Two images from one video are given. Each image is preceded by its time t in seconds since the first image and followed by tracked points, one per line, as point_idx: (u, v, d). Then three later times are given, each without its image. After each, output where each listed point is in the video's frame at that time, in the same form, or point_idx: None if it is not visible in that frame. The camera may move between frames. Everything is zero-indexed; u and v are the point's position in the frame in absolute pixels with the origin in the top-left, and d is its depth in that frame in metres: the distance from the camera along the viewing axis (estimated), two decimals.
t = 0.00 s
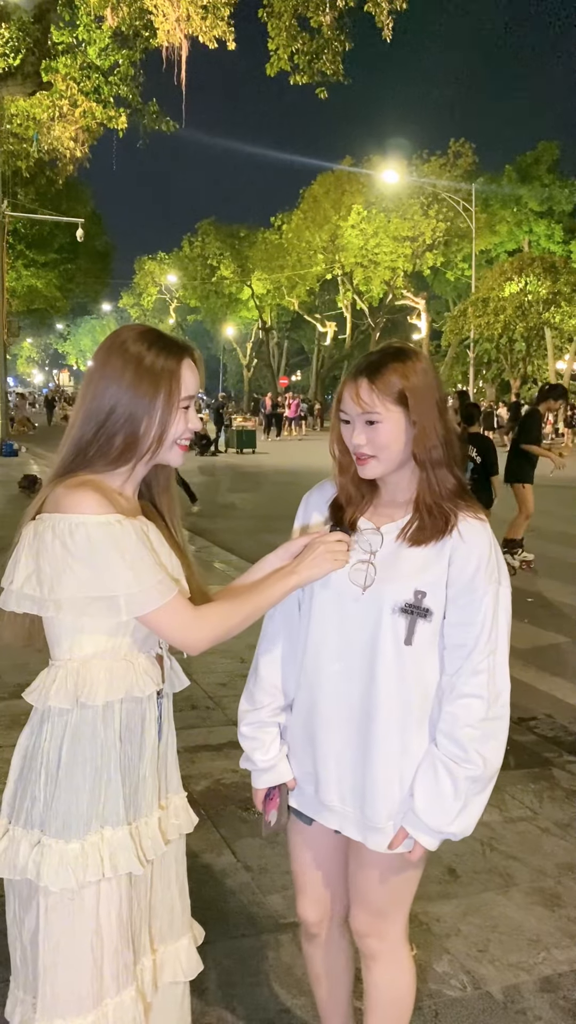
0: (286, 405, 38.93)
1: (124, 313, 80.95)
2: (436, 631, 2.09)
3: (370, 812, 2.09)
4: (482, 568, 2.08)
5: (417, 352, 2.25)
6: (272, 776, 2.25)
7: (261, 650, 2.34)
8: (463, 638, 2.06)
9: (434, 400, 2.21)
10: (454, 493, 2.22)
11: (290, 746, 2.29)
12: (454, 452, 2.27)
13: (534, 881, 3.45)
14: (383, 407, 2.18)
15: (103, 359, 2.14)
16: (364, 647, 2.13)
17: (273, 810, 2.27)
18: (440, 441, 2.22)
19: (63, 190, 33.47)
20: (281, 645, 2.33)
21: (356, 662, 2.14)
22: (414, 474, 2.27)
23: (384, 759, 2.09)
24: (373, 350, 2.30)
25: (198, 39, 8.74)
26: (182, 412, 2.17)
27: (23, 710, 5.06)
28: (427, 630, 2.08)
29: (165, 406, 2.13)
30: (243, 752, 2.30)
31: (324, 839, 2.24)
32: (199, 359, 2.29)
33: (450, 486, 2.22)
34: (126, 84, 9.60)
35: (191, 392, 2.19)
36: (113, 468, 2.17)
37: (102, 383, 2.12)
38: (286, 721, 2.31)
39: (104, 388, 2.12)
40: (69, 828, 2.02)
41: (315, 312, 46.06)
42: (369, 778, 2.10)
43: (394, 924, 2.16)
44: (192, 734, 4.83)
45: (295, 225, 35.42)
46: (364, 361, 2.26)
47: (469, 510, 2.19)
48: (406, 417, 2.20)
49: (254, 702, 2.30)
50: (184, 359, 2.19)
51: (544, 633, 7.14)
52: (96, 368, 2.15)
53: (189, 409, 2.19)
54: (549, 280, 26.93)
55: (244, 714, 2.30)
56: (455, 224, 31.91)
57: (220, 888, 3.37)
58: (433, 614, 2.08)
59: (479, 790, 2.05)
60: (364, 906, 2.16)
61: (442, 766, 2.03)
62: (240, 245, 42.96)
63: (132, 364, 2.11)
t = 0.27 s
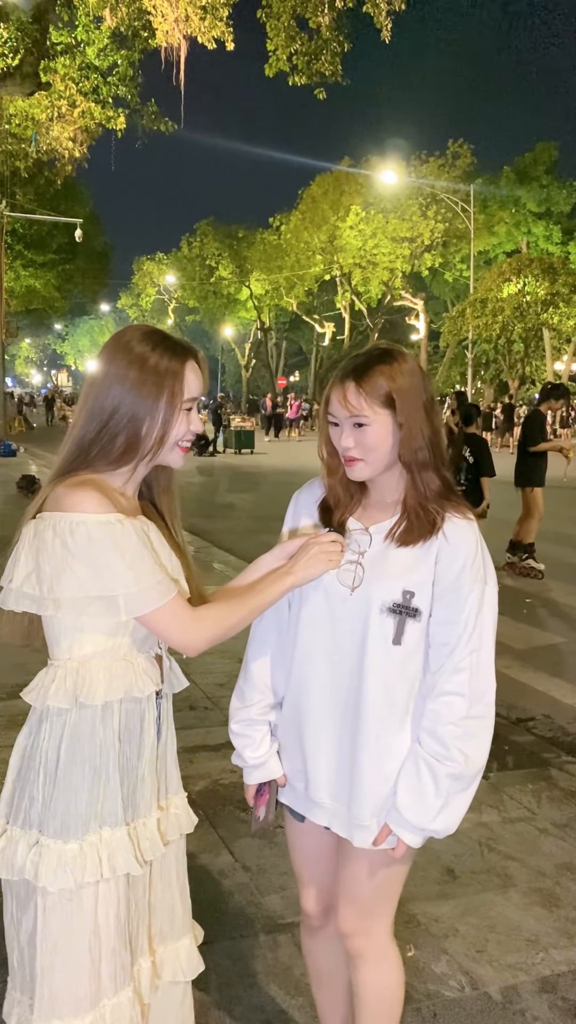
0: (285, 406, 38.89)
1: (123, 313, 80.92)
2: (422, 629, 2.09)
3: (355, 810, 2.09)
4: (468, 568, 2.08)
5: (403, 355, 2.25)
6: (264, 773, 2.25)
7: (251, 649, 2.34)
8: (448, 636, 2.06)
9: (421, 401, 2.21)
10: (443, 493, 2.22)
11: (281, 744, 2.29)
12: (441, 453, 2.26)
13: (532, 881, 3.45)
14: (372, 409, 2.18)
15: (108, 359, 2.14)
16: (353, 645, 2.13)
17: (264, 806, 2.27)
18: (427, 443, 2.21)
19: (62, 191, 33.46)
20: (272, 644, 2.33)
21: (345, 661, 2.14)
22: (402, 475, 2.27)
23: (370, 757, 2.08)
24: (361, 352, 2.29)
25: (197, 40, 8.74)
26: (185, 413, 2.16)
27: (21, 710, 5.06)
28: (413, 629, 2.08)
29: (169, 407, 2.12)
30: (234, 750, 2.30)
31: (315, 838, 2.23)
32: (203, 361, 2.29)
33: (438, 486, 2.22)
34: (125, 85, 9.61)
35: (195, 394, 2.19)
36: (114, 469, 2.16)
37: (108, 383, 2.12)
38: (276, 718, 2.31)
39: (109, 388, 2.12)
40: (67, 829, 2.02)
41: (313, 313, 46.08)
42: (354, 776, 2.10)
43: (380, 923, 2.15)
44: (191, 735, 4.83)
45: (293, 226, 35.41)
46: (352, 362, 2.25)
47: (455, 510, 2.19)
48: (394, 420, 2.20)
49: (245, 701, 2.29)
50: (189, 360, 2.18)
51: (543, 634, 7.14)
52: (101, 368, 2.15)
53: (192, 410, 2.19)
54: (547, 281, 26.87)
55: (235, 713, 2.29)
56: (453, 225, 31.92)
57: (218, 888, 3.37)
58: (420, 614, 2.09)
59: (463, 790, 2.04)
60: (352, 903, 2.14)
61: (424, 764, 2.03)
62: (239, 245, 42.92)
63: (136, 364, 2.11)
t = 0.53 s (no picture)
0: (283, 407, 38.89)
1: (121, 314, 80.91)
2: (421, 632, 2.09)
3: (354, 810, 2.07)
4: (465, 571, 2.08)
5: (404, 357, 2.25)
6: (264, 773, 2.25)
7: (249, 651, 2.34)
8: (447, 638, 2.07)
9: (421, 405, 2.21)
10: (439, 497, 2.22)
11: (281, 746, 2.29)
12: (438, 458, 2.26)
13: (530, 883, 3.45)
14: (372, 412, 2.18)
15: (108, 360, 2.14)
16: (352, 647, 2.12)
17: (265, 807, 2.27)
18: (424, 446, 2.21)
19: (61, 191, 33.47)
20: (269, 644, 2.33)
21: (343, 664, 2.14)
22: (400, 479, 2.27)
23: (369, 758, 2.08)
24: (362, 353, 2.30)
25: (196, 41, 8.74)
26: (184, 415, 2.16)
27: (20, 711, 5.05)
28: (413, 632, 2.08)
29: (169, 408, 2.12)
30: (233, 752, 2.30)
31: (314, 840, 2.23)
32: (202, 362, 2.29)
33: (435, 490, 2.22)
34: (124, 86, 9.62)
35: (194, 395, 2.19)
36: (113, 469, 2.16)
37: (107, 384, 2.12)
38: (276, 721, 2.31)
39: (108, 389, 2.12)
40: (66, 830, 2.01)
41: (312, 314, 46.10)
42: (353, 778, 2.10)
43: (372, 930, 2.12)
44: (189, 736, 4.82)
45: (292, 227, 35.43)
46: (353, 363, 2.25)
47: (452, 514, 2.18)
48: (393, 423, 2.20)
49: (244, 703, 2.29)
50: (189, 361, 2.18)
51: (540, 636, 7.15)
52: (100, 368, 2.15)
53: (191, 411, 2.19)
54: (545, 284, 26.88)
55: (235, 714, 2.29)
56: (452, 227, 31.92)
57: (216, 889, 3.37)
58: (419, 617, 2.08)
59: (462, 791, 2.04)
60: (343, 915, 2.09)
61: (424, 765, 2.03)
62: (237, 246, 42.91)
63: (136, 365, 2.10)
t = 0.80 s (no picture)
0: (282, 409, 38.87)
1: (120, 315, 80.84)
2: (425, 636, 2.09)
3: (354, 812, 2.08)
4: (473, 571, 2.08)
5: (416, 359, 2.27)
6: (264, 773, 2.26)
7: (254, 649, 2.35)
8: (451, 641, 2.07)
9: (433, 405, 2.23)
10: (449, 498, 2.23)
11: (283, 746, 2.30)
12: (448, 460, 2.27)
13: (528, 884, 3.45)
14: (383, 411, 2.19)
15: (108, 359, 2.14)
16: (355, 648, 2.12)
17: (263, 807, 2.27)
18: (437, 446, 2.22)
19: (59, 193, 33.48)
20: (273, 643, 2.34)
21: (346, 664, 2.14)
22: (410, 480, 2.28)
23: (370, 761, 2.08)
24: (373, 353, 2.31)
25: (195, 43, 8.74)
26: (184, 415, 2.16)
27: (17, 712, 5.05)
28: (417, 636, 2.08)
29: (169, 409, 2.13)
30: (235, 751, 2.30)
31: (316, 843, 2.22)
32: (201, 364, 2.29)
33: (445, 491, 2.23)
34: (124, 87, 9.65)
35: (193, 396, 2.20)
36: (113, 469, 2.16)
37: (106, 384, 2.12)
38: (278, 721, 2.31)
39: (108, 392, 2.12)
40: (66, 831, 2.01)
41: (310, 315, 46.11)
42: (354, 779, 2.10)
43: (395, 934, 2.13)
44: (187, 736, 4.83)
45: (291, 229, 35.43)
46: (364, 363, 2.27)
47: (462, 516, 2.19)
48: (404, 421, 2.21)
49: (246, 702, 2.30)
50: (188, 363, 2.19)
51: (539, 638, 7.15)
52: (100, 368, 2.15)
53: (191, 411, 2.19)
54: (544, 286, 27.07)
55: (237, 714, 2.30)
56: (450, 229, 31.94)
57: (213, 890, 3.37)
58: (424, 619, 2.08)
59: (463, 795, 2.04)
60: (362, 920, 2.10)
61: (425, 769, 2.03)
62: (236, 248, 42.91)
63: (136, 366, 2.11)
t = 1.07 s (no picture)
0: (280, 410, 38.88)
1: (118, 317, 80.80)
2: (440, 639, 2.08)
3: (365, 819, 2.09)
4: (490, 570, 2.07)
5: (430, 359, 2.27)
6: (274, 778, 2.25)
7: (264, 648, 2.35)
8: (469, 644, 2.05)
9: (447, 405, 2.22)
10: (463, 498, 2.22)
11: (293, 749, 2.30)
12: (462, 462, 2.26)
13: (525, 886, 3.45)
14: (394, 410, 2.19)
15: (107, 359, 2.15)
16: (367, 652, 2.12)
17: (274, 812, 2.27)
18: (450, 446, 2.22)
19: (58, 193, 33.51)
20: (284, 643, 2.34)
21: (358, 668, 2.14)
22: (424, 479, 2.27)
23: (381, 766, 2.08)
24: (385, 355, 2.32)
25: (194, 44, 8.74)
26: (183, 414, 2.16)
27: (15, 713, 5.05)
28: (431, 638, 2.07)
29: (166, 409, 2.13)
30: (245, 754, 2.30)
31: (323, 847, 2.22)
32: (199, 365, 2.29)
33: (458, 491, 2.22)
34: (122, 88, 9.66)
35: (192, 395, 2.19)
36: (112, 470, 2.16)
37: (105, 385, 2.13)
38: (288, 724, 2.31)
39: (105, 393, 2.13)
40: (65, 832, 2.02)
41: (309, 317, 46.15)
42: (365, 785, 2.10)
43: (407, 937, 2.14)
44: (184, 738, 4.83)
45: (290, 231, 35.47)
46: (377, 364, 2.28)
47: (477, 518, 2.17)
48: (416, 421, 2.21)
49: (256, 703, 2.31)
50: (186, 363, 2.19)
51: (537, 640, 7.16)
52: (99, 369, 2.15)
53: (190, 411, 2.19)
54: (541, 287, 27.34)
55: (248, 715, 2.30)
56: (448, 231, 31.98)
57: (211, 891, 3.37)
58: (438, 622, 2.08)
59: (478, 798, 2.04)
60: (376, 923, 2.13)
61: (440, 773, 2.03)
62: (235, 249, 42.93)
63: (133, 366, 2.11)
